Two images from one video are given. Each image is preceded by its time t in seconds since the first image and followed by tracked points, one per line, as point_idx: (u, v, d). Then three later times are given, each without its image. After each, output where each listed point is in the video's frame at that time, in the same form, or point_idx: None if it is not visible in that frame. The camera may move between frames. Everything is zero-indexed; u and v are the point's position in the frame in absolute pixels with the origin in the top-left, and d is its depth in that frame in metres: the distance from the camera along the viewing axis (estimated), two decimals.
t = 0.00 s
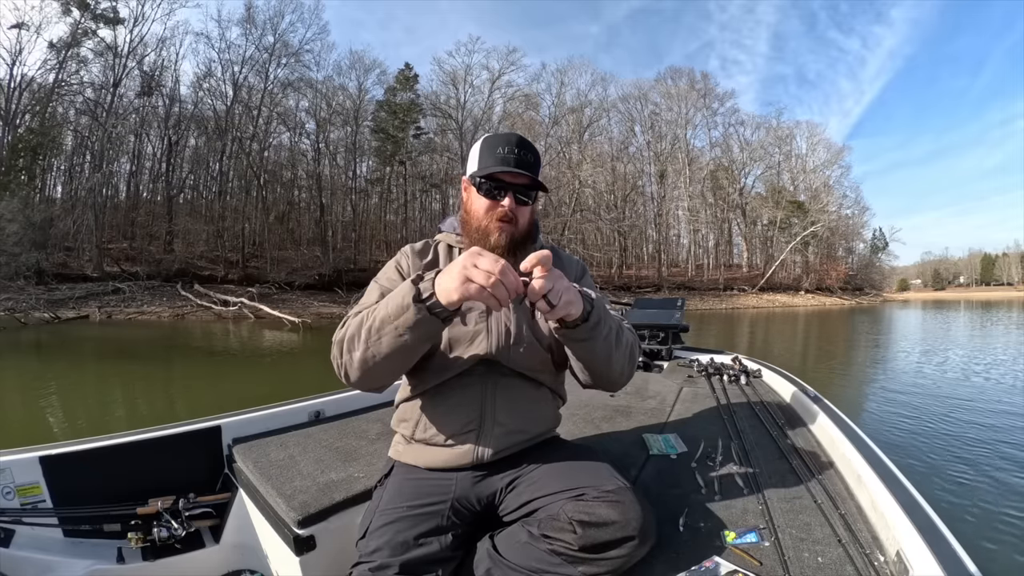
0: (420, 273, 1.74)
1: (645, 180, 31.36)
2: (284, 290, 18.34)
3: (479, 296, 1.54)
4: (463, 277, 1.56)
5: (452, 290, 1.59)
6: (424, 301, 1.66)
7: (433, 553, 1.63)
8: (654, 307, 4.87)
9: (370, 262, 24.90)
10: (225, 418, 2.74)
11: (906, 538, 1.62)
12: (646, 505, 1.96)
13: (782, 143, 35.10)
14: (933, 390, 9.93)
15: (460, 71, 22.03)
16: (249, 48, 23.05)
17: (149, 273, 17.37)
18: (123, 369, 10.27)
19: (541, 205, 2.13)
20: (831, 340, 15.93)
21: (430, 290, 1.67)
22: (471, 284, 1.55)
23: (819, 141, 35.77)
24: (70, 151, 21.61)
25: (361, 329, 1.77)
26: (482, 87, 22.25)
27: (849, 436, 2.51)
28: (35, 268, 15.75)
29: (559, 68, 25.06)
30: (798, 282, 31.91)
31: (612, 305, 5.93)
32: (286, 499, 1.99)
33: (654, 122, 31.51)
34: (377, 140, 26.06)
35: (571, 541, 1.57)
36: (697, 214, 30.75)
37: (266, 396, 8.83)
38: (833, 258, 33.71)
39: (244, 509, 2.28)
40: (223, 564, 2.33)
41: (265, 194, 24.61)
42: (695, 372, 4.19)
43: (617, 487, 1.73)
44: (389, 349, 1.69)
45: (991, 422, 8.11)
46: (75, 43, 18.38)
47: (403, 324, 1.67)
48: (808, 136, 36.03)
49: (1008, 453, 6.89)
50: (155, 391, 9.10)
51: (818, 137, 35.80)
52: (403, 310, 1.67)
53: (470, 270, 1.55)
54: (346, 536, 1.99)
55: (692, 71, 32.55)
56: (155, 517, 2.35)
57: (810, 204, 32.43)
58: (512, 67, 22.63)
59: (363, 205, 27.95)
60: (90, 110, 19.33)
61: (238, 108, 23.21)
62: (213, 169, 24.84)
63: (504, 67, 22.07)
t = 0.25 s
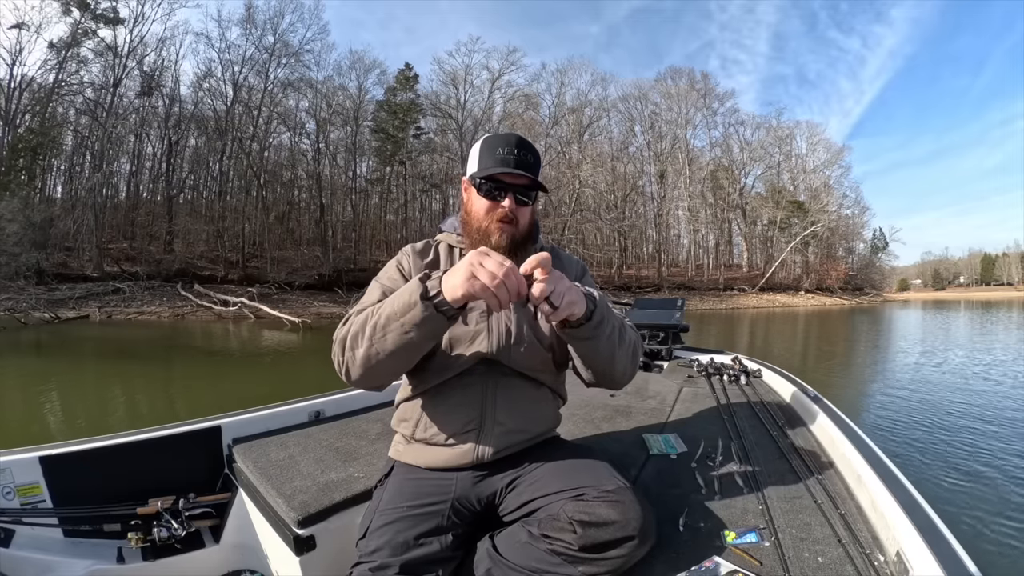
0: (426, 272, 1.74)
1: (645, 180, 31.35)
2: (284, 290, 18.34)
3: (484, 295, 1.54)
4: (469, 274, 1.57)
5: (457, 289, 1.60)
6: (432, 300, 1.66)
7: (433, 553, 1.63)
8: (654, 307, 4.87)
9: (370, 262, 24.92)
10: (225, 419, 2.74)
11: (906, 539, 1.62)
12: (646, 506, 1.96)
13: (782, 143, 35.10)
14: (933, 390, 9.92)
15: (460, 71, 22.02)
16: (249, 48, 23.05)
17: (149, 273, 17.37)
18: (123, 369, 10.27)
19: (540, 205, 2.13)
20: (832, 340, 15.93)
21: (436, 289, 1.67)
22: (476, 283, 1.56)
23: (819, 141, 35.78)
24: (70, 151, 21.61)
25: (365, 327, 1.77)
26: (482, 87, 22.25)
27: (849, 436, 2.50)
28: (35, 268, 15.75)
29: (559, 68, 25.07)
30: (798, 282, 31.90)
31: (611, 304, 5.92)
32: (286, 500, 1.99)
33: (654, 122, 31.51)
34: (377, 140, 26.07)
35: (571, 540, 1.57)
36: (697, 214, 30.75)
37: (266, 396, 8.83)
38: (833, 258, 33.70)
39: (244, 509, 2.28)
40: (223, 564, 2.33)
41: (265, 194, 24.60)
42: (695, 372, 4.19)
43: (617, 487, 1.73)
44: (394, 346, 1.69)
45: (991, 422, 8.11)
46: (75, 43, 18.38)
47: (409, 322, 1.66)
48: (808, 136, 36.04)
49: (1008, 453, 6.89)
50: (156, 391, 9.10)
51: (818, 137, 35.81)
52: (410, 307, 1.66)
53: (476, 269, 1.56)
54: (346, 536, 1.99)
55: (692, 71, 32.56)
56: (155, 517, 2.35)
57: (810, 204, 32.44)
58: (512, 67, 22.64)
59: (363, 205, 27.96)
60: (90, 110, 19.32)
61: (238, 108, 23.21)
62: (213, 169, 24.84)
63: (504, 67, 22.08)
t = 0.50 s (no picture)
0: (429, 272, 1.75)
1: (645, 180, 31.35)
2: (284, 290, 18.34)
3: (487, 297, 1.55)
4: (474, 275, 1.58)
5: (460, 289, 1.61)
6: (435, 300, 1.66)
7: (433, 553, 1.63)
8: (654, 307, 4.87)
9: (370, 262, 24.93)
10: (225, 419, 2.74)
11: (906, 538, 1.62)
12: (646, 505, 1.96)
13: (782, 143, 35.10)
14: (933, 390, 9.91)
15: (460, 71, 22.02)
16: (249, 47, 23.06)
17: (149, 273, 17.36)
18: (122, 369, 10.27)
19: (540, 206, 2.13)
20: (831, 340, 15.92)
21: (439, 290, 1.68)
22: (481, 284, 1.56)
23: (819, 141, 35.79)
24: (70, 151, 21.62)
25: (367, 327, 1.76)
26: (482, 87, 22.24)
27: (849, 436, 2.50)
28: (35, 268, 15.75)
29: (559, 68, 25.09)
30: (798, 282, 31.89)
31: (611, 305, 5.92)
32: (286, 500, 1.99)
33: (654, 122, 31.51)
34: (377, 140, 26.07)
35: (571, 541, 1.57)
36: (697, 214, 30.75)
37: (266, 397, 8.83)
38: (833, 258, 33.68)
39: (244, 509, 2.28)
40: (223, 564, 2.33)
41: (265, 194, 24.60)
42: (695, 373, 4.19)
43: (617, 487, 1.73)
44: (397, 346, 1.69)
45: (991, 422, 8.09)
46: (75, 43, 18.38)
47: (412, 322, 1.66)
48: (808, 136, 36.06)
49: (1008, 454, 6.88)
50: (156, 391, 9.10)
51: (818, 137, 35.82)
52: (413, 307, 1.66)
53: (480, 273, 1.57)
54: (346, 536, 1.99)
55: (692, 71, 32.57)
56: (155, 517, 2.35)
57: (810, 204, 32.43)
58: (512, 67, 22.65)
59: (363, 205, 27.96)
60: (90, 110, 19.31)
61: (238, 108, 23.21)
62: (213, 169, 24.85)
63: (504, 67, 22.09)
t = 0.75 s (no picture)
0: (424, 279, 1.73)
1: (645, 180, 31.35)
2: (284, 290, 18.33)
3: (481, 305, 1.52)
4: (466, 286, 1.54)
5: (457, 295, 1.56)
6: (427, 308, 1.66)
7: (433, 553, 1.63)
8: (654, 307, 4.87)
9: (370, 262, 24.94)
10: (226, 418, 2.74)
11: (905, 538, 1.62)
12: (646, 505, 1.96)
13: (782, 143, 35.09)
14: (933, 390, 9.91)
15: (461, 71, 22.01)
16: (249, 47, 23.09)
17: (149, 273, 17.35)
18: (122, 369, 10.27)
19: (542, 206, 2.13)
20: (831, 340, 15.92)
21: (433, 297, 1.66)
22: (473, 294, 1.53)
23: (819, 141, 35.81)
24: (70, 151, 21.62)
25: (364, 336, 1.77)
26: (482, 87, 22.24)
27: (849, 436, 2.50)
28: (35, 268, 15.74)
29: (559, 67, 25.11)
30: (798, 282, 31.88)
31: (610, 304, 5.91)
32: (287, 499, 1.99)
33: (654, 122, 31.52)
34: (377, 140, 26.08)
35: (571, 540, 1.57)
36: (697, 213, 30.78)
37: (266, 396, 8.83)
38: (833, 258, 33.66)
39: (245, 509, 2.28)
40: (223, 564, 2.33)
41: (265, 194, 24.60)
42: (695, 372, 4.19)
43: (617, 487, 1.73)
44: (393, 354, 1.69)
45: (990, 422, 8.10)
46: (75, 43, 18.39)
47: (406, 331, 1.66)
48: (808, 136, 36.07)
49: (1007, 453, 6.88)
50: (156, 391, 9.10)
51: (818, 137, 35.83)
52: (406, 317, 1.66)
53: (476, 279, 1.52)
54: (346, 536, 1.99)
55: (692, 71, 32.58)
56: (155, 517, 2.36)
57: (810, 204, 32.44)
58: (512, 67, 22.66)
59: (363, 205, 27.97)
60: (90, 110, 19.30)
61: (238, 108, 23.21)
62: (213, 169, 24.86)
63: (504, 67, 22.11)
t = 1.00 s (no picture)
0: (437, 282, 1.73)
1: (645, 180, 31.34)
2: (284, 290, 18.34)
3: (498, 315, 1.53)
4: (483, 296, 1.54)
5: (473, 303, 1.57)
6: (444, 313, 1.65)
7: (433, 554, 1.63)
8: (654, 307, 4.87)
9: (370, 262, 24.95)
10: (225, 418, 2.74)
11: (905, 538, 1.62)
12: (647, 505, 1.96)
13: (782, 143, 35.09)
14: (933, 390, 9.90)
15: (461, 71, 22.02)
16: (249, 47, 23.12)
17: (149, 273, 17.35)
18: (122, 369, 10.27)
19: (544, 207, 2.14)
20: (831, 340, 15.92)
21: (449, 302, 1.66)
22: (491, 305, 1.53)
23: (819, 141, 35.82)
24: (70, 151, 21.60)
25: (373, 337, 1.75)
26: (482, 87, 22.25)
27: (849, 436, 2.50)
28: (35, 268, 15.74)
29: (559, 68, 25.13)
30: (798, 282, 31.88)
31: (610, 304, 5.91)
32: (287, 499, 1.99)
33: (654, 122, 31.52)
34: (377, 140, 26.08)
35: (571, 540, 1.57)
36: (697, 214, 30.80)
37: (266, 397, 8.84)
38: (833, 258, 33.66)
39: (244, 509, 2.28)
40: (223, 564, 2.33)
41: (265, 194, 24.60)
42: (695, 372, 4.19)
43: (617, 487, 1.73)
44: (406, 357, 1.69)
45: (990, 422, 8.10)
46: (76, 43, 18.40)
47: (420, 335, 1.66)
48: (808, 136, 36.07)
49: (1008, 453, 6.88)
50: (156, 391, 9.10)
51: (818, 137, 35.85)
52: (421, 321, 1.66)
53: (494, 287, 1.52)
54: (346, 536, 1.99)
55: (692, 71, 32.59)
56: (155, 517, 2.35)
57: (810, 204, 32.45)
58: (512, 67, 22.66)
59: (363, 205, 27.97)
60: (90, 110, 19.29)
61: (238, 108, 23.22)
62: (213, 169, 24.87)
63: (504, 67, 22.13)
